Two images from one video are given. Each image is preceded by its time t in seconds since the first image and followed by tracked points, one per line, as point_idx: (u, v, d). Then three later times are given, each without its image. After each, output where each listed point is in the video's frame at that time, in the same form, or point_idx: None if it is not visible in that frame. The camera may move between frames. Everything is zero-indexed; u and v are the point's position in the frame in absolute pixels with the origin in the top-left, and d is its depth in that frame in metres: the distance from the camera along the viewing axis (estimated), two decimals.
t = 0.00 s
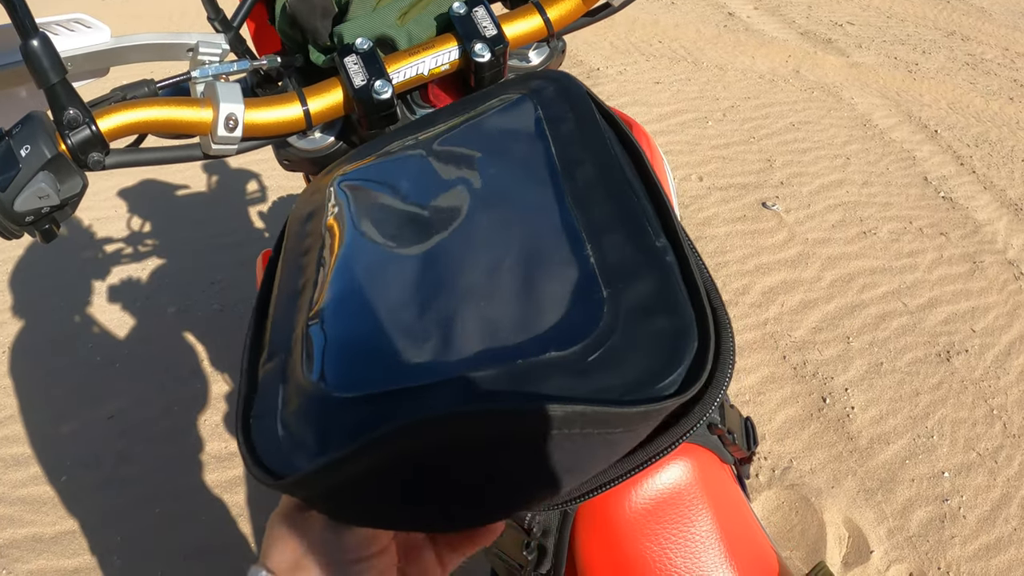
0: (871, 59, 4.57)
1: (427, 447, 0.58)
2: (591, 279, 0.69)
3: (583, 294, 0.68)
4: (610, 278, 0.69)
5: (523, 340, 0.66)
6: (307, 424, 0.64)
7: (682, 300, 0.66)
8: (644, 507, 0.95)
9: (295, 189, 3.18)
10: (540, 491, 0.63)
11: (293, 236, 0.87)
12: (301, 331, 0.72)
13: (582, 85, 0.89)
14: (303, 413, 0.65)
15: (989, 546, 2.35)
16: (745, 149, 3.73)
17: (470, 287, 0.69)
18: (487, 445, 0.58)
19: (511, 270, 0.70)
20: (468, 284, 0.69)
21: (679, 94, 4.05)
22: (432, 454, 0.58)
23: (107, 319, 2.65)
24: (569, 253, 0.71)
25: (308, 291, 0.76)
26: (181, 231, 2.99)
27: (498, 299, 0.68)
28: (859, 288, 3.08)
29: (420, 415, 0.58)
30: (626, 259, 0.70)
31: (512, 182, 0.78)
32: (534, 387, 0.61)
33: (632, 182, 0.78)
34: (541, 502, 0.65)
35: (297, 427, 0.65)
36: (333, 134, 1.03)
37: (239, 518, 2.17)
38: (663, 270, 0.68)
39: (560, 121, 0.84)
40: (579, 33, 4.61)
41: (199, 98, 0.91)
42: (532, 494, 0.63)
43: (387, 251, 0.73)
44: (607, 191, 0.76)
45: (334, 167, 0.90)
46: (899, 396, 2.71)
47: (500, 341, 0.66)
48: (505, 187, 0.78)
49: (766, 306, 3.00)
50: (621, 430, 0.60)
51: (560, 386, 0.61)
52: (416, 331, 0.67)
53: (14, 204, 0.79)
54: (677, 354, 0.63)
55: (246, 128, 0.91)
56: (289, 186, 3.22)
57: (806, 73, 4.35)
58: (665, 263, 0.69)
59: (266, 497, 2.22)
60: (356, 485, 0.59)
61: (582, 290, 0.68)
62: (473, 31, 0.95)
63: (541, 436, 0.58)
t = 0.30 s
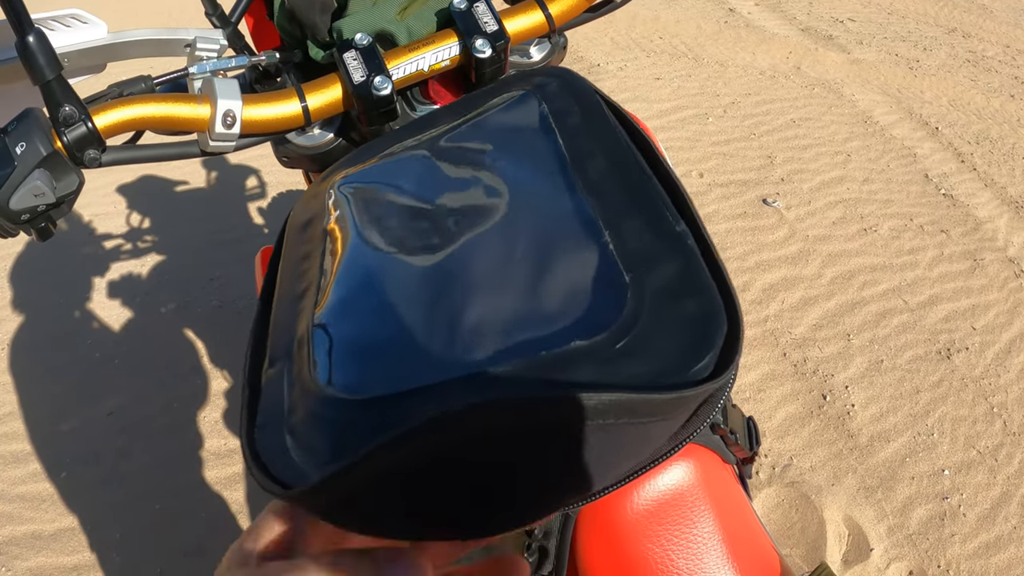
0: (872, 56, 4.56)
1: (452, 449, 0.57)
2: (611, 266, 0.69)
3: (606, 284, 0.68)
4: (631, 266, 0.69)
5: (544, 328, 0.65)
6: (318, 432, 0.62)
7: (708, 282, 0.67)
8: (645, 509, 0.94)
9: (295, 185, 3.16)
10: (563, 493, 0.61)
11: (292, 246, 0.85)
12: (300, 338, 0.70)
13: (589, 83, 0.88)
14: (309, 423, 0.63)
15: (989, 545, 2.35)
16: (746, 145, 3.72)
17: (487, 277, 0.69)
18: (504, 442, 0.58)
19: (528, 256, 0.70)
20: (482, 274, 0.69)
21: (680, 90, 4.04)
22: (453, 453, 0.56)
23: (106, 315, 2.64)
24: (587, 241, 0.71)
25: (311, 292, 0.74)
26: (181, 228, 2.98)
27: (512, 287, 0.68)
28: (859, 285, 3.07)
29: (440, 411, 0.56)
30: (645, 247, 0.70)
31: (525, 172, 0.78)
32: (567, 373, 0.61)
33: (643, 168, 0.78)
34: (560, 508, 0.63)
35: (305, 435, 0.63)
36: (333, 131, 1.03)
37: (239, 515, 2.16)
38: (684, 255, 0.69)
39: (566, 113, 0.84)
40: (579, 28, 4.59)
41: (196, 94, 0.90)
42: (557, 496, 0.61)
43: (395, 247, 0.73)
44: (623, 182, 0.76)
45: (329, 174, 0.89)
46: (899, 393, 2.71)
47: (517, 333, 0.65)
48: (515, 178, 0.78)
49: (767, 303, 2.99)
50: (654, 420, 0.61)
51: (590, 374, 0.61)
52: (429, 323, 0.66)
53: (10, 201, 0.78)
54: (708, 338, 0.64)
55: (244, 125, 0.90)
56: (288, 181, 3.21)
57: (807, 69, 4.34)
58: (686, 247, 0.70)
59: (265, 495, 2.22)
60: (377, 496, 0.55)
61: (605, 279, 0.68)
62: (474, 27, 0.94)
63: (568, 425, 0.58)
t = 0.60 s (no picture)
0: (874, 53, 4.54)
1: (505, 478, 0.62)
2: (647, 267, 0.71)
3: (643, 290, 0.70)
4: (669, 266, 0.70)
5: (579, 336, 0.68)
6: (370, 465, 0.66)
7: (748, 278, 0.68)
8: (660, 512, 0.93)
9: (296, 183, 3.15)
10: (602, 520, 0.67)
11: (307, 246, 0.85)
12: (332, 359, 0.72)
13: (608, 77, 0.87)
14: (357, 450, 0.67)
15: (993, 544, 2.34)
16: (748, 142, 3.70)
17: (523, 285, 0.71)
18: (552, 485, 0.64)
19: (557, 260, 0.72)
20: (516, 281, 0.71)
21: (682, 88, 4.02)
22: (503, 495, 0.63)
23: (107, 313, 2.63)
24: (621, 242, 0.72)
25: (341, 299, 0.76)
26: (181, 225, 2.96)
27: (547, 296, 0.70)
28: (862, 283, 3.06)
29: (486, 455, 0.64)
30: (682, 247, 0.71)
31: (552, 174, 0.78)
32: (609, 390, 0.64)
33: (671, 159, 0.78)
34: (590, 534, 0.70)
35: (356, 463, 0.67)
36: (339, 127, 1.01)
37: (240, 515, 2.15)
38: (723, 251, 0.70)
39: (586, 110, 0.83)
40: (580, 25, 4.57)
41: (200, 90, 0.88)
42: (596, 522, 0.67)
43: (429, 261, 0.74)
44: (652, 176, 0.76)
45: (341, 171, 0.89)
46: (902, 392, 2.70)
47: (556, 339, 0.68)
48: (540, 180, 0.78)
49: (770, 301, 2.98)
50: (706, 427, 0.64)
51: (637, 386, 0.64)
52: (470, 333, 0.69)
53: (9, 200, 0.76)
54: (752, 335, 0.66)
55: (249, 121, 0.89)
56: (288, 179, 3.20)
57: (809, 67, 4.32)
58: (724, 243, 0.70)
59: (266, 493, 2.20)
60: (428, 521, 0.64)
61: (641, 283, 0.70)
62: (484, 22, 0.92)
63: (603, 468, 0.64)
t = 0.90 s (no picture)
0: (869, 49, 4.53)
1: (496, 495, 0.63)
2: (638, 275, 0.71)
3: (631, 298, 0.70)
4: (660, 272, 0.70)
5: (569, 347, 0.68)
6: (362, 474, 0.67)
7: (740, 283, 0.68)
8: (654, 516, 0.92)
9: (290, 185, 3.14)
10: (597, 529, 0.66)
11: (289, 249, 0.85)
12: (315, 365, 0.72)
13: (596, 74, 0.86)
14: (347, 468, 0.67)
15: (991, 539, 2.34)
16: (743, 140, 3.69)
17: (512, 298, 0.71)
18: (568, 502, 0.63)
19: (542, 267, 0.73)
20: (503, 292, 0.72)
21: (676, 85, 4.01)
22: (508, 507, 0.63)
23: (101, 317, 2.61)
24: (609, 251, 0.72)
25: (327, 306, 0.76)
26: (176, 228, 2.95)
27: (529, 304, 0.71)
28: (859, 279, 3.06)
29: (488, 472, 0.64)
30: (669, 252, 0.71)
31: (541, 177, 0.78)
32: (602, 397, 0.65)
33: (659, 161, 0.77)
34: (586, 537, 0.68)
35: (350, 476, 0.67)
36: (325, 128, 1.00)
37: (236, 518, 2.15)
38: (714, 258, 0.70)
39: (575, 110, 0.82)
40: (574, 24, 4.56)
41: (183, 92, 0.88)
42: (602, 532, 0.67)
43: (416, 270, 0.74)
44: (641, 178, 0.75)
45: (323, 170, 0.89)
46: (899, 388, 2.69)
47: (542, 350, 0.68)
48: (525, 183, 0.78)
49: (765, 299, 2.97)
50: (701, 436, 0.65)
51: (628, 398, 0.64)
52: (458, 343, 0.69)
53: None
54: (747, 343, 0.65)
55: (233, 123, 0.88)
56: (282, 181, 3.19)
57: (804, 63, 4.32)
58: (715, 249, 0.70)
59: (263, 497, 2.20)
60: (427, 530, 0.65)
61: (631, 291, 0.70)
62: (469, 19, 0.92)
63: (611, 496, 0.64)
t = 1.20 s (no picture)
0: (852, 40, 4.55)
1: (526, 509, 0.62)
2: (650, 277, 0.70)
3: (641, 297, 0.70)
4: (671, 267, 0.70)
5: (590, 352, 0.67)
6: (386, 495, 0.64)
7: (746, 276, 0.68)
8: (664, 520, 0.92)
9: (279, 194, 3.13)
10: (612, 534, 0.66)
11: (296, 276, 0.84)
12: (337, 390, 0.72)
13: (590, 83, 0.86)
14: (372, 491, 0.65)
15: (991, 524, 2.36)
16: (730, 135, 3.70)
17: (526, 306, 0.70)
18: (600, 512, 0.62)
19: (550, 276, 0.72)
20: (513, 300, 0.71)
21: (662, 82, 4.02)
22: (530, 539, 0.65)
23: (94, 334, 2.60)
24: (621, 247, 0.72)
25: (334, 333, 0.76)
26: (167, 241, 2.94)
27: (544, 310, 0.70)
28: (850, 270, 3.07)
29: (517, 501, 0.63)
30: (677, 249, 0.71)
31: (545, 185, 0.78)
32: (624, 401, 0.64)
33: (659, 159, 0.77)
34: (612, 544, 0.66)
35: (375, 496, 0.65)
36: (319, 144, 1.00)
37: (238, 531, 2.14)
38: (717, 253, 0.69)
39: (572, 119, 0.83)
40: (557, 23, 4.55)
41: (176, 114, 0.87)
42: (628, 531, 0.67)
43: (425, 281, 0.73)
44: (644, 177, 0.76)
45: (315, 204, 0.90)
46: (894, 377, 2.71)
47: (558, 355, 0.67)
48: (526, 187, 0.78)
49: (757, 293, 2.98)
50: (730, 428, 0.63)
51: (650, 396, 0.64)
52: (467, 359, 0.68)
53: None
54: (761, 334, 0.65)
55: (227, 143, 0.88)
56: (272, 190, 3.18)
57: (788, 56, 4.33)
58: (722, 244, 0.70)
59: (265, 509, 2.20)
60: None
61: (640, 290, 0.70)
62: (459, 31, 0.92)
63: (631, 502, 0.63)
